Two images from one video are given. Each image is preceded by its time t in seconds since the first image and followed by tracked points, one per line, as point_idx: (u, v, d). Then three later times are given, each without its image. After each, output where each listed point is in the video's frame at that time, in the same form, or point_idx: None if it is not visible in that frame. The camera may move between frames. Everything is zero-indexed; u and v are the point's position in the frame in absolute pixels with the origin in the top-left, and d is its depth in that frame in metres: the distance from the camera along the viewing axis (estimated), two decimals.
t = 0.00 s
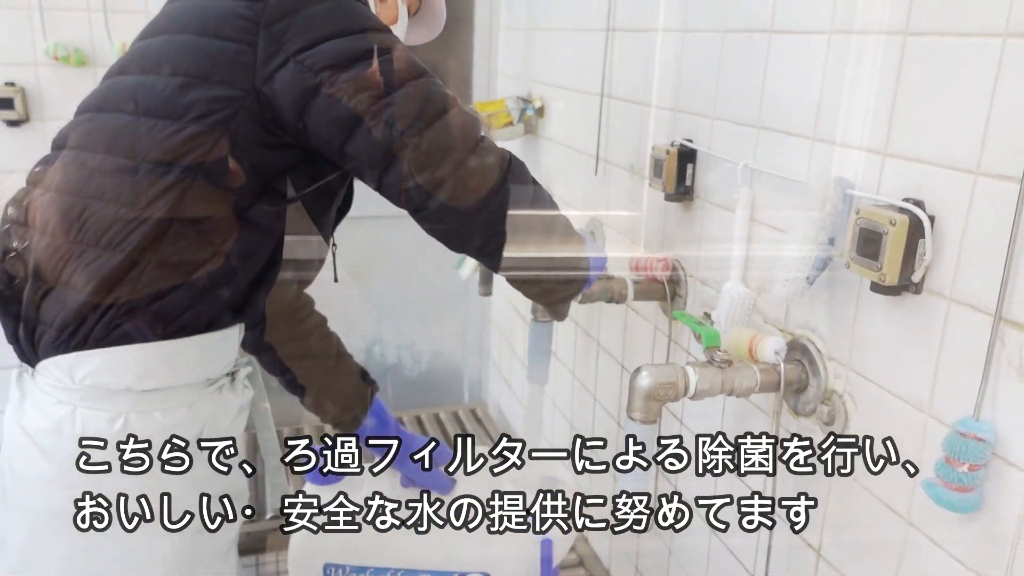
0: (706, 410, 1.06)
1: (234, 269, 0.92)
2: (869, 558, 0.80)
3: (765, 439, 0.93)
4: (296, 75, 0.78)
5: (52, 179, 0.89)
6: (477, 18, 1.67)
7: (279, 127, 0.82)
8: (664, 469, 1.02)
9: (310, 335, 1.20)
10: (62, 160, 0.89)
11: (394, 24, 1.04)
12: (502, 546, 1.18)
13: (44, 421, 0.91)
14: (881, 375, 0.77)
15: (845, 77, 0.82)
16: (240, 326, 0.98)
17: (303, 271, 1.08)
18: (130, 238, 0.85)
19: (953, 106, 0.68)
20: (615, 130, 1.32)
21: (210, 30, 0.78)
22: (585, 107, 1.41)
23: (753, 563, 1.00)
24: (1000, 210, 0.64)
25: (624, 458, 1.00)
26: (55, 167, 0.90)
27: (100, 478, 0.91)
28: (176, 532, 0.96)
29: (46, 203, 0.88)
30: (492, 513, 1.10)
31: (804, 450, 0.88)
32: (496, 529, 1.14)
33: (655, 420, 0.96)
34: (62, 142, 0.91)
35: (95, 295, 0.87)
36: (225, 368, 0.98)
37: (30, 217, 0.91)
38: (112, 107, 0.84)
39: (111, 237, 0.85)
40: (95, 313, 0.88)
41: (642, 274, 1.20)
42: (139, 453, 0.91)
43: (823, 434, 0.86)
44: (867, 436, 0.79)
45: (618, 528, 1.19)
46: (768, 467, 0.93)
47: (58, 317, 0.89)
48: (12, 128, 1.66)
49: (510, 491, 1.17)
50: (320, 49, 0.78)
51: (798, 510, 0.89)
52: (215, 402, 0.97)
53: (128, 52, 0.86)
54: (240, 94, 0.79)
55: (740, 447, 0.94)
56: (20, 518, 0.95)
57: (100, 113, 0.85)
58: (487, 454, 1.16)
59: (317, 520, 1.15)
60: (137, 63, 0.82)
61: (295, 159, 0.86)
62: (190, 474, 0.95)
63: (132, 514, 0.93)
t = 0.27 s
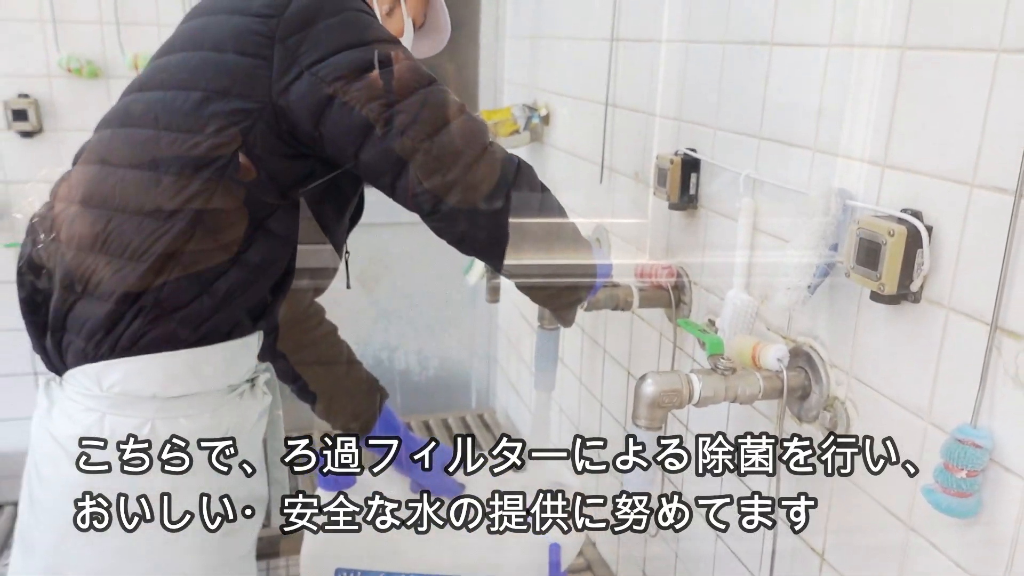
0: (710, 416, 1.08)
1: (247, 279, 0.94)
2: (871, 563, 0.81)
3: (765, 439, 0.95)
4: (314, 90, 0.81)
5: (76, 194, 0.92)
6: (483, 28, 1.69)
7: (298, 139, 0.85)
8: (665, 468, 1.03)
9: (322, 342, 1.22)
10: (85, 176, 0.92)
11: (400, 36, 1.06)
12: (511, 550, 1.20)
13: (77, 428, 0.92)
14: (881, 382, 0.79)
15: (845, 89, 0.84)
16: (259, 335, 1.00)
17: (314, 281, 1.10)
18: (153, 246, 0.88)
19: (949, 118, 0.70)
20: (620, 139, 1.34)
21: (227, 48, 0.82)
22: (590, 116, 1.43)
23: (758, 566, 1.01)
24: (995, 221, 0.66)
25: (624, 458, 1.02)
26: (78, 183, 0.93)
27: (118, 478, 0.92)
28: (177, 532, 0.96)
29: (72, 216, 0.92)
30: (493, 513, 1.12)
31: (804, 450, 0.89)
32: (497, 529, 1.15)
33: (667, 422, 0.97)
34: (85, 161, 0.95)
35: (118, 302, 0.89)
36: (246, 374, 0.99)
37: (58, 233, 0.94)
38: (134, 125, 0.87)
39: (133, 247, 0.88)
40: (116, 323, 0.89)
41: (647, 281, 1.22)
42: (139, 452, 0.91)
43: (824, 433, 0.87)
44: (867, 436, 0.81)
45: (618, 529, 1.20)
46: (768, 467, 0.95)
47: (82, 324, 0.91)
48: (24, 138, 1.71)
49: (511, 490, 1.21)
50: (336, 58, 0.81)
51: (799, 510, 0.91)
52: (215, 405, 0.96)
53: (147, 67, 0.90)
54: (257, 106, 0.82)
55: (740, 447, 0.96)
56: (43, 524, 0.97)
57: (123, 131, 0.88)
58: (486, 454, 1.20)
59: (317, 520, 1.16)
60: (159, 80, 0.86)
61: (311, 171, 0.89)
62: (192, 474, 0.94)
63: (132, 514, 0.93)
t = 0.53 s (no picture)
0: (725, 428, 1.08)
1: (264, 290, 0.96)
2: None
3: (765, 440, 0.97)
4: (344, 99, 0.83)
5: (118, 206, 0.96)
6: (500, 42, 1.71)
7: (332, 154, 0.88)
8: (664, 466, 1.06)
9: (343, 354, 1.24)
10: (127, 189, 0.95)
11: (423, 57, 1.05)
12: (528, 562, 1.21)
13: (111, 430, 0.95)
14: (897, 398, 0.79)
15: (860, 105, 0.84)
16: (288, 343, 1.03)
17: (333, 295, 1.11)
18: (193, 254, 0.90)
19: (964, 136, 0.70)
20: (635, 152, 1.35)
21: (266, 65, 0.85)
22: (606, 129, 1.44)
23: None
24: (1009, 238, 0.66)
25: (625, 459, 1.10)
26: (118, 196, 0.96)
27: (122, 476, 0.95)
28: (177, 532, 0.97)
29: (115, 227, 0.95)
30: (492, 514, 1.10)
31: (804, 450, 0.91)
32: (497, 530, 1.14)
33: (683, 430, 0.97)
34: (126, 176, 0.99)
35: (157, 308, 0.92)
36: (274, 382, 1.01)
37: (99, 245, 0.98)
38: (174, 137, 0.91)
39: (173, 256, 0.91)
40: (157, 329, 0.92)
41: (662, 294, 1.22)
42: (138, 453, 0.93)
43: (823, 434, 0.89)
44: (867, 436, 0.82)
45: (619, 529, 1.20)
46: (768, 467, 0.98)
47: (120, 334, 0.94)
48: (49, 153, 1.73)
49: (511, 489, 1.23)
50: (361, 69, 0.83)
51: (799, 510, 0.93)
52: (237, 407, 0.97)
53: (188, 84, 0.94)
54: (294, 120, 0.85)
55: (740, 447, 0.98)
56: (76, 534, 0.99)
57: (165, 145, 0.92)
58: (486, 454, 1.24)
59: (317, 520, 1.09)
60: (202, 97, 0.89)
61: (347, 177, 0.91)
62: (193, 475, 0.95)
63: (133, 513, 0.96)
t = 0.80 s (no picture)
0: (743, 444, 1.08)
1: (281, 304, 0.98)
2: None
3: (765, 440, 0.94)
4: (393, 120, 0.92)
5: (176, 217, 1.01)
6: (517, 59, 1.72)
7: (386, 171, 0.95)
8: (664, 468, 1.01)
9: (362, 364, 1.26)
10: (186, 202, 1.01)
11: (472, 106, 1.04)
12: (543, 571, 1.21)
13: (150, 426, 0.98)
14: (916, 414, 0.79)
15: (877, 121, 0.84)
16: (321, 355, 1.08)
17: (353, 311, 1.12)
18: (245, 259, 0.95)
19: (980, 153, 0.70)
20: (652, 168, 1.35)
21: (328, 93, 0.94)
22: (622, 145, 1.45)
23: None
24: None
25: (625, 458, 1.08)
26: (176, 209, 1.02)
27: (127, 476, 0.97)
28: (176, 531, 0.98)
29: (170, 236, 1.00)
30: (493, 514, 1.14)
31: (804, 451, 0.92)
32: (499, 529, 1.16)
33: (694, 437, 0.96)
34: (182, 194, 1.05)
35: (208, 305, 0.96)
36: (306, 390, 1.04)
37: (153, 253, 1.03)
38: (241, 152, 0.98)
39: (226, 261, 0.95)
40: (206, 326, 0.96)
41: (679, 308, 1.22)
42: (139, 452, 0.96)
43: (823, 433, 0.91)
44: (867, 436, 0.85)
45: (618, 528, 1.20)
46: (768, 467, 0.98)
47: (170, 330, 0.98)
48: (73, 169, 1.77)
49: (512, 490, 1.19)
50: (403, 93, 0.92)
51: (799, 510, 0.95)
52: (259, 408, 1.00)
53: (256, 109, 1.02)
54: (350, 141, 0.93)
55: (740, 447, 0.96)
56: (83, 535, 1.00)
57: (228, 162, 0.99)
58: (487, 455, 1.18)
59: (317, 520, 1.05)
60: (271, 115, 0.98)
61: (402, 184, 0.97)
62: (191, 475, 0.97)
63: (132, 514, 0.97)
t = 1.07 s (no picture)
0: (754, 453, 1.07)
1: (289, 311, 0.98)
2: None
3: (765, 440, 0.93)
4: (403, 141, 0.88)
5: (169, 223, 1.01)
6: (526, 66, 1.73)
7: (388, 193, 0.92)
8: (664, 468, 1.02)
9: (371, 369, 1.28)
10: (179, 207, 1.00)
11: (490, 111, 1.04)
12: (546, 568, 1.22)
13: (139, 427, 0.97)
14: (927, 423, 0.78)
15: (887, 127, 0.84)
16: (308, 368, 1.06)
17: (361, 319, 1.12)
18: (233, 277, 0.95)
19: (991, 159, 0.70)
20: (660, 175, 1.35)
21: (332, 109, 0.92)
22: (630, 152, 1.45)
23: None
24: None
25: (625, 458, 1.07)
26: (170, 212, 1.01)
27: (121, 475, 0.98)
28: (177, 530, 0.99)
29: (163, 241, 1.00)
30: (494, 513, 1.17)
31: (804, 451, 0.91)
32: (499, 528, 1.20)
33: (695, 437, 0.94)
34: (178, 195, 1.04)
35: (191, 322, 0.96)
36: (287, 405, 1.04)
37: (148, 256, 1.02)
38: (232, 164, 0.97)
39: (214, 277, 0.95)
40: (189, 344, 0.96)
41: (688, 316, 1.21)
42: (139, 453, 0.96)
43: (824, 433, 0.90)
44: (867, 436, 0.85)
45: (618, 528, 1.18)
46: (768, 467, 0.96)
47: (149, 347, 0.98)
48: (85, 178, 1.78)
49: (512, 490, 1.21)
50: (412, 103, 0.88)
51: (799, 510, 0.96)
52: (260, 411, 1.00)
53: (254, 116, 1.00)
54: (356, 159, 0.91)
55: (740, 447, 0.94)
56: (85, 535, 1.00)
57: (220, 171, 0.98)
58: (487, 455, 1.18)
59: (316, 519, 1.08)
60: (271, 128, 0.96)
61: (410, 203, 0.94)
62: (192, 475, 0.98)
63: (132, 514, 0.97)
